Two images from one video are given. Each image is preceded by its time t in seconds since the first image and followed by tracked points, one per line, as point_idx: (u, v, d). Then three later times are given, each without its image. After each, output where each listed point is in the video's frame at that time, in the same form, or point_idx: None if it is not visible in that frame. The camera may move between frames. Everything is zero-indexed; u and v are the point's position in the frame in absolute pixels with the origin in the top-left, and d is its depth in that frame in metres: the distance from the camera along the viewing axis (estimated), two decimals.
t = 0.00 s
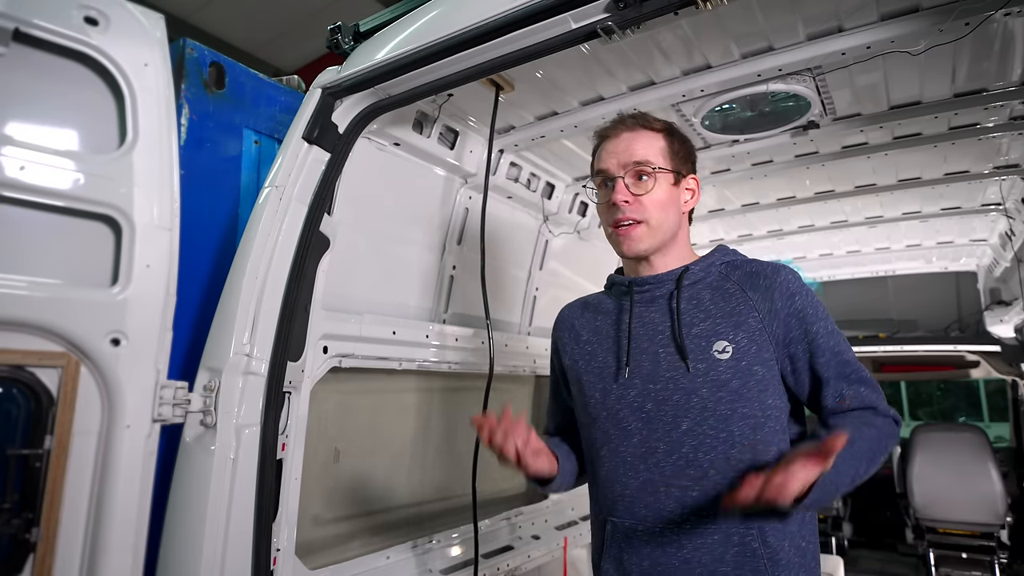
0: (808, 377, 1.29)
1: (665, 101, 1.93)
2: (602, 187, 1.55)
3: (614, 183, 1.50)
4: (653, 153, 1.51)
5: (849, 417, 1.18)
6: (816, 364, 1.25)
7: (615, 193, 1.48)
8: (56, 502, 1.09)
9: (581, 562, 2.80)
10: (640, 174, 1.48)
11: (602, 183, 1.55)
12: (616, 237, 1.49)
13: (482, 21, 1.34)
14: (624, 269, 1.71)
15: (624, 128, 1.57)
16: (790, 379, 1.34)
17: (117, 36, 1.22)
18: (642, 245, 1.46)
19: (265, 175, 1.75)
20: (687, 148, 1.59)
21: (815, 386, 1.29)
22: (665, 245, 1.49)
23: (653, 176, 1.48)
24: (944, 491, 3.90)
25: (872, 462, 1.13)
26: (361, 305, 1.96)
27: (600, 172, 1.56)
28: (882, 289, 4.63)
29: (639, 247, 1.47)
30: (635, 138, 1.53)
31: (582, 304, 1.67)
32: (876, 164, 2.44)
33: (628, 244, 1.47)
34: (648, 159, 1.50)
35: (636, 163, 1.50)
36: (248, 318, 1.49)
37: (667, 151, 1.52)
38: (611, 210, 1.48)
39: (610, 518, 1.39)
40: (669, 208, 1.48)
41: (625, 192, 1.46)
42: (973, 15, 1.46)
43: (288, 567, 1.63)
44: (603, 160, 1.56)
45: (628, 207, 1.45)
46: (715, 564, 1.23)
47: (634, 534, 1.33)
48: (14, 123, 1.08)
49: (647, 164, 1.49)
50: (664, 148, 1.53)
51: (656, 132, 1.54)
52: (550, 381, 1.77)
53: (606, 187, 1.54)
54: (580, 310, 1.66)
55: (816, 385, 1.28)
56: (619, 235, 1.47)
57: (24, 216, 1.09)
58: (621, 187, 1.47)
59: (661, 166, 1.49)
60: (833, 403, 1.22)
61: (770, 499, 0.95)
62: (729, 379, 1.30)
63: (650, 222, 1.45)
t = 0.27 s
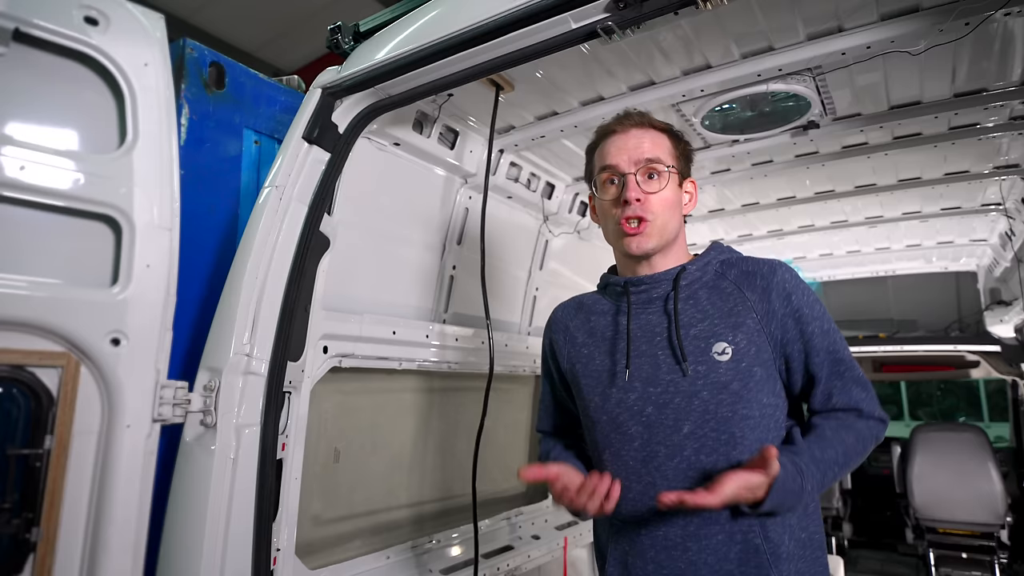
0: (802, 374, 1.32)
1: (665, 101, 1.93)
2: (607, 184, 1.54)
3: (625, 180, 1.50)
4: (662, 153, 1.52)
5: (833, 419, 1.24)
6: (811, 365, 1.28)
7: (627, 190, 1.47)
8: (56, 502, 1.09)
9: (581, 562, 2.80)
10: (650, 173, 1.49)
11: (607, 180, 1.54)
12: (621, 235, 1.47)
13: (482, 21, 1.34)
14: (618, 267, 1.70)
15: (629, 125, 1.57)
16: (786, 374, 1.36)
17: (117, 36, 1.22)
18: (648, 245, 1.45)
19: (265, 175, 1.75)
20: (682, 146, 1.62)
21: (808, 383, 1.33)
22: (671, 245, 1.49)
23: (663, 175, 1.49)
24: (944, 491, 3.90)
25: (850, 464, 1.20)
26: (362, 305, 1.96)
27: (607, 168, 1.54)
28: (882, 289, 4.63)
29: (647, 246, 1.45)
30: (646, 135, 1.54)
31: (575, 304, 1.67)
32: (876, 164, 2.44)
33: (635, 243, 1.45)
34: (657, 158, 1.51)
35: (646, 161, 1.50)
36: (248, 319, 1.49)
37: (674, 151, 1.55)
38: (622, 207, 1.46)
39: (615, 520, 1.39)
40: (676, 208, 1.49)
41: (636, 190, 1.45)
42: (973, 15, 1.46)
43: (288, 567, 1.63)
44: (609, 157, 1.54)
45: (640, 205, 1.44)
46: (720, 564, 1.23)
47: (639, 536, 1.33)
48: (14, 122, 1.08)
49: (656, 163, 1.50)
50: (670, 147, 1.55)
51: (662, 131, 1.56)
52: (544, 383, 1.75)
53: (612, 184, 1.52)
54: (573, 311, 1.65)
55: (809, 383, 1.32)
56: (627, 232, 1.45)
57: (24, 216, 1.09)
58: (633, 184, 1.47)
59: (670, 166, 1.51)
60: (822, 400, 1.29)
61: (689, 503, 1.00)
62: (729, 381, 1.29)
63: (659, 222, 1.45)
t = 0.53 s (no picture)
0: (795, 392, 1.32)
1: (665, 101, 1.93)
2: (606, 197, 1.52)
3: (626, 192, 1.48)
4: (657, 159, 1.53)
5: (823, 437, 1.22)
6: (806, 378, 1.28)
7: (631, 202, 1.46)
8: (55, 502, 1.09)
9: (581, 562, 2.80)
10: (650, 181, 1.49)
11: (607, 192, 1.52)
12: (627, 248, 1.46)
13: (482, 20, 1.34)
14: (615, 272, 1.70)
15: (620, 133, 1.55)
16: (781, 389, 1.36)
17: (117, 36, 1.21)
18: (656, 254, 1.45)
19: (265, 175, 1.75)
20: (673, 148, 1.63)
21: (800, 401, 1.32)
22: (675, 250, 1.51)
23: (662, 182, 1.49)
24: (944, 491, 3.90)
25: (843, 482, 1.17)
26: (362, 305, 1.96)
27: (605, 180, 1.52)
28: (882, 289, 4.63)
29: (657, 256, 1.46)
30: (640, 144, 1.53)
31: (577, 315, 1.67)
32: (876, 163, 2.44)
33: (642, 254, 1.45)
34: (654, 165, 1.51)
35: (644, 170, 1.50)
36: (248, 319, 1.49)
37: (667, 156, 1.56)
38: (627, 220, 1.45)
39: (621, 527, 1.37)
40: (676, 213, 1.50)
41: (640, 201, 1.45)
42: (973, 15, 1.46)
43: (288, 567, 1.63)
44: (605, 169, 1.53)
45: (646, 216, 1.44)
46: (725, 571, 1.22)
47: (644, 541, 1.32)
48: (14, 123, 1.08)
49: (654, 170, 1.50)
50: (663, 153, 1.56)
51: (654, 136, 1.56)
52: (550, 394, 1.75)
53: (612, 197, 1.51)
54: (576, 321, 1.66)
55: (801, 401, 1.31)
56: (634, 243, 1.45)
57: (23, 216, 1.09)
58: (636, 195, 1.46)
59: (666, 172, 1.52)
60: (811, 419, 1.28)
61: (738, 531, 0.93)
62: (734, 387, 1.30)
63: (664, 230, 1.45)
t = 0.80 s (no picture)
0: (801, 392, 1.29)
1: (665, 101, 1.92)
2: (608, 181, 1.56)
3: (627, 175, 1.52)
4: (660, 152, 1.57)
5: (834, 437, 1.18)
6: (810, 375, 1.26)
7: (631, 184, 1.50)
8: (55, 502, 1.09)
9: (581, 562, 2.79)
10: (650, 169, 1.53)
11: (608, 177, 1.56)
12: (626, 228, 1.49)
13: (482, 21, 1.34)
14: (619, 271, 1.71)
15: (625, 127, 1.62)
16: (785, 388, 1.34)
17: (117, 36, 1.21)
18: (653, 237, 1.47)
19: (265, 175, 1.75)
20: (676, 149, 1.66)
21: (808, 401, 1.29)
22: (674, 240, 1.52)
23: (663, 171, 1.53)
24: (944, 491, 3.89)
25: (861, 480, 1.13)
26: (362, 305, 1.96)
27: (608, 166, 1.57)
28: (882, 289, 4.63)
29: (653, 239, 1.47)
30: (645, 136, 1.58)
31: (579, 314, 1.68)
32: (876, 163, 2.44)
33: (641, 235, 1.47)
34: (656, 155, 1.55)
35: (646, 158, 1.55)
36: (248, 319, 1.49)
37: (670, 152, 1.60)
38: (627, 201, 1.48)
39: (618, 526, 1.37)
40: (677, 204, 1.53)
41: (640, 183, 1.48)
42: (973, 15, 1.46)
43: (288, 567, 1.63)
44: (609, 156, 1.58)
45: (645, 198, 1.46)
46: (724, 569, 1.22)
47: (642, 540, 1.31)
48: (14, 122, 1.09)
49: (656, 159, 1.54)
50: (666, 150, 1.61)
51: (659, 133, 1.62)
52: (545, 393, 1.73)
53: (613, 181, 1.55)
54: (577, 319, 1.66)
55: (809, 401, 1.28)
56: (633, 224, 1.47)
57: (23, 216, 1.09)
58: (637, 179, 1.50)
59: (669, 164, 1.55)
60: (823, 418, 1.24)
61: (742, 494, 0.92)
62: (733, 382, 1.30)
63: (663, 215, 1.47)
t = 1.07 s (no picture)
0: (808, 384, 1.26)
1: (665, 101, 1.93)
2: (600, 182, 1.57)
3: (618, 176, 1.53)
4: (652, 152, 1.58)
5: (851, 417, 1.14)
6: (814, 365, 1.23)
7: (622, 184, 1.50)
8: (55, 502, 1.09)
9: (581, 562, 2.79)
10: (642, 169, 1.53)
11: (601, 177, 1.57)
12: (618, 229, 1.49)
13: (482, 20, 1.34)
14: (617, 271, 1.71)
15: (619, 127, 1.64)
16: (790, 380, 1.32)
17: (117, 36, 1.21)
18: (644, 238, 1.47)
19: (265, 175, 1.75)
20: (672, 150, 1.67)
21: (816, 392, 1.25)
22: (666, 240, 1.51)
23: (654, 171, 1.52)
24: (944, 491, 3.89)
25: (892, 454, 1.08)
26: (362, 305, 1.96)
27: (600, 167, 1.58)
28: (882, 289, 4.63)
29: (645, 237, 1.47)
30: (637, 136, 1.59)
31: (576, 310, 1.68)
32: (876, 164, 2.44)
33: (632, 236, 1.47)
34: (648, 156, 1.56)
35: (638, 158, 1.55)
36: (248, 319, 1.49)
37: (663, 153, 1.61)
38: (618, 201, 1.48)
39: (616, 524, 1.37)
40: (669, 204, 1.52)
41: (630, 184, 1.48)
42: (973, 15, 1.46)
43: (288, 567, 1.63)
44: (602, 157, 1.59)
45: (635, 198, 1.46)
46: (722, 566, 1.21)
47: (640, 538, 1.31)
48: (14, 122, 1.09)
49: (647, 160, 1.54)
50: (659, 150, 1.61)
51: (652, 134, 1.62)
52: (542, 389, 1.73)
53: (605, 182, 1.56)
54: (574, 316, 1.66)
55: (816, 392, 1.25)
56: (623, 224, 1.47)
57: (24, 216, 1.09)
58: (628, 179, 1.51)
59: (661, 164, 1.55)
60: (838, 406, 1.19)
61: (751, 415, 0.90)
62: (728, 379, 1.29)
63: (654, 215, 1.47)
